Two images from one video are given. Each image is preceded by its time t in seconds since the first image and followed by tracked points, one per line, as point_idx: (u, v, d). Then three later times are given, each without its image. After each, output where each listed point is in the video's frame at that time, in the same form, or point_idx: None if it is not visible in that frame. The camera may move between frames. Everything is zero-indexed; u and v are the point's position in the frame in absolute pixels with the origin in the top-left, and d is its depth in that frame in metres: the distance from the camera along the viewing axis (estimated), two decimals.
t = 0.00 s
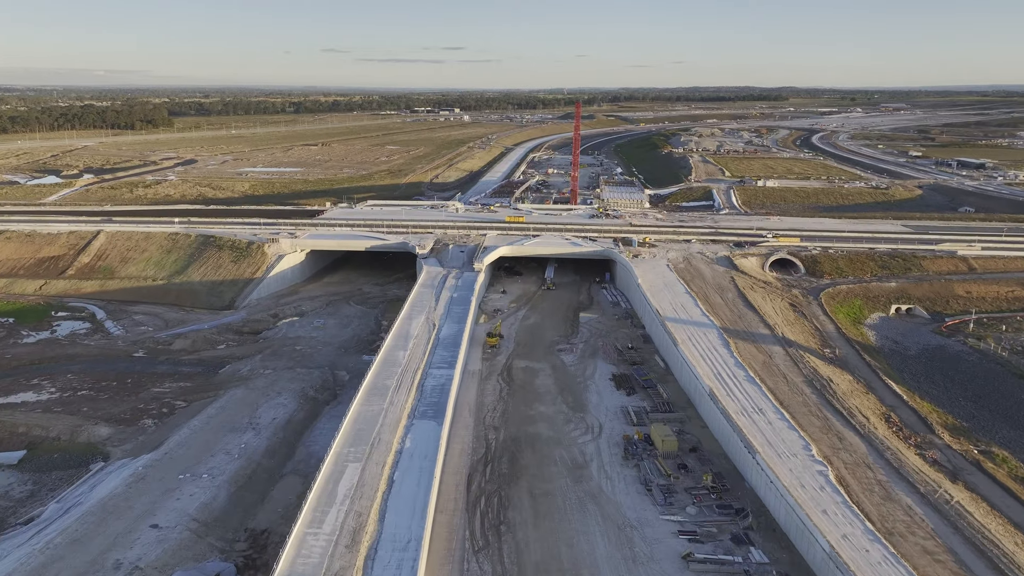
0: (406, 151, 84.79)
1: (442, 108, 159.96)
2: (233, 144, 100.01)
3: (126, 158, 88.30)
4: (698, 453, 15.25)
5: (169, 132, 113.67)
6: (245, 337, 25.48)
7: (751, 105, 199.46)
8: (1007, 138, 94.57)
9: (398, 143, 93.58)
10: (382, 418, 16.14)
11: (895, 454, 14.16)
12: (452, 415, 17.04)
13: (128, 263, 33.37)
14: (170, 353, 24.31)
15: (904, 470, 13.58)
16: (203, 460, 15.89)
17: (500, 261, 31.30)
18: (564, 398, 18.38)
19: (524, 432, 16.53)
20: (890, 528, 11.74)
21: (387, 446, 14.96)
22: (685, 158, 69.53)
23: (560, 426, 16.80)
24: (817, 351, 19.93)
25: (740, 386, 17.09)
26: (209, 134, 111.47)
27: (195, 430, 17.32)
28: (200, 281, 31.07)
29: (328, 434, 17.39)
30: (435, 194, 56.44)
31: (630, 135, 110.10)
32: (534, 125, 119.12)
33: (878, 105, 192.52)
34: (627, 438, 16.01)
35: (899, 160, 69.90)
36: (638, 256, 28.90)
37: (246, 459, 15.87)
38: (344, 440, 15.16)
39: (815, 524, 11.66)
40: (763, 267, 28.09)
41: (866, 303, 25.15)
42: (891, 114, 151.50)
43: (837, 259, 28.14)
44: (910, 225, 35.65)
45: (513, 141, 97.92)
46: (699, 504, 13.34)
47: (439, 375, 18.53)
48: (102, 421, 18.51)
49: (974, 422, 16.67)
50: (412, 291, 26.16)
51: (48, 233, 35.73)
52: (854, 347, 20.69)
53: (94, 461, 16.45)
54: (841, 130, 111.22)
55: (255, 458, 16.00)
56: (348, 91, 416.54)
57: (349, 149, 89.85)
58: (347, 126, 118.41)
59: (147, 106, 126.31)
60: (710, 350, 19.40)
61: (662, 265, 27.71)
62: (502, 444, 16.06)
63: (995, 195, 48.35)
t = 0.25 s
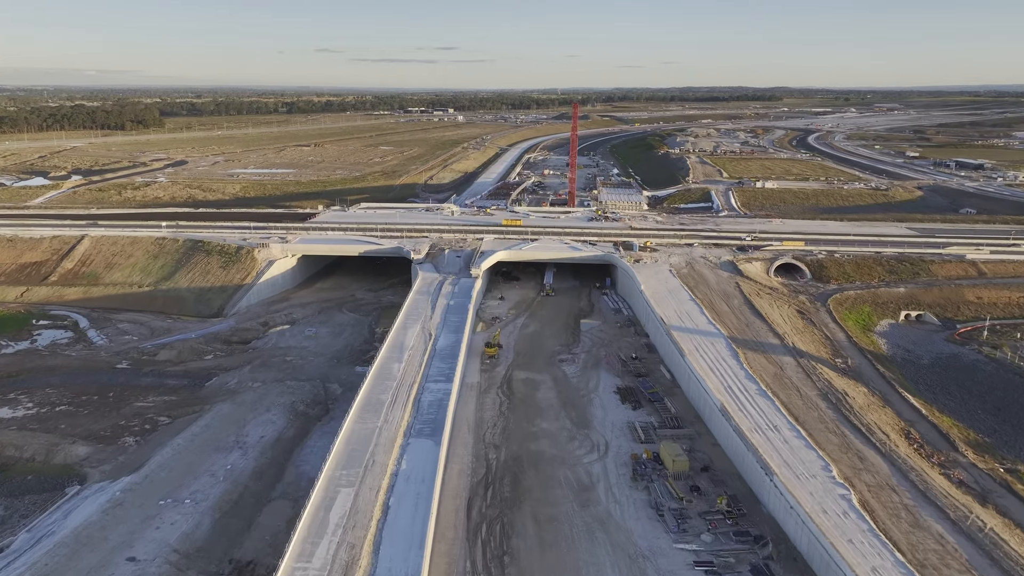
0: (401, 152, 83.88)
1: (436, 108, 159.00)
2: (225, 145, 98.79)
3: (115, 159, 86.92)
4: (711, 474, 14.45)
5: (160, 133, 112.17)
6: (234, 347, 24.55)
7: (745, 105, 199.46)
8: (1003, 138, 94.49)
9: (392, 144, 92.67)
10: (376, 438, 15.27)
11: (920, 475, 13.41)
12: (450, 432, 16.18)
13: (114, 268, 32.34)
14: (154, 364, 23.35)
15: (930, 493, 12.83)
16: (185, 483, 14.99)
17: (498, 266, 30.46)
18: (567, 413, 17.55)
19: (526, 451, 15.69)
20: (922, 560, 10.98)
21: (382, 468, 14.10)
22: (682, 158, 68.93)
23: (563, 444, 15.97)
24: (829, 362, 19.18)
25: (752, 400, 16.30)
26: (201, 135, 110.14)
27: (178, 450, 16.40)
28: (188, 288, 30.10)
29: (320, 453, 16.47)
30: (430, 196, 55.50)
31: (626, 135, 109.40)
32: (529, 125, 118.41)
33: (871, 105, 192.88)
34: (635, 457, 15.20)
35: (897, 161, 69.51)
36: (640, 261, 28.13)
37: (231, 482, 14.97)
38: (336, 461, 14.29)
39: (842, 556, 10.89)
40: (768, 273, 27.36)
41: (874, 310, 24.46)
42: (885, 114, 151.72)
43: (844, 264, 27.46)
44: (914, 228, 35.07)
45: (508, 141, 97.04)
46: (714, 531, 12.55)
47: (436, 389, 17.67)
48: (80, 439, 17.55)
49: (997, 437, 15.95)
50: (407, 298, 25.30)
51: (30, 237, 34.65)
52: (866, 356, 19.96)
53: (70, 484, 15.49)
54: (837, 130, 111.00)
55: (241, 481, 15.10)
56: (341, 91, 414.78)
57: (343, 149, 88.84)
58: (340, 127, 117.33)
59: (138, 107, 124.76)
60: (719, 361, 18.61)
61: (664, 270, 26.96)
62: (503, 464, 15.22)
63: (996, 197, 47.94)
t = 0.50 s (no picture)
0: (395, 153, 82.99)
1: (431, 108, 158.10)
2: (217, 145, 97.62)
3: (105, 160, 85.60)
4: (725, 496, 13.68)
5: (151, 133, 110.76)
6: (223, 357, 23.63)
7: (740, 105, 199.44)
8: (1000, 138, 94.35)
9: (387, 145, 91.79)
10: (371, 458, 14.44)
11: (948, 499, 12.69)
12: (449, 451, 15.37)
13: (99, 274, 31.33)
14: (139, 375, 22.40)
15: (960, 519, 12.12)
16: (168, 508, 14.12)
17: (496, 271, 29.62)
18: (572, 429, 16.76)
19: (529, 471, 14.89)
20: None
21: (377, 492, 13.28)
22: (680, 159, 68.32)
23: (568, 463, 15.18)
24: (842, 372, 18.45)
25: (765, 415, 15.56)
26: (193, 135, 108.86)
27: (161, 470, 15.50)
28: (176, 294, 29.12)
29: (311, 473, 15.61)
30: (425, 197, 54.61)
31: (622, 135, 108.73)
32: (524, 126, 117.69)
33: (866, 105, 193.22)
34: (644, 478, 14.42)
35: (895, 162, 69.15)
36: (642, 266, 27.37)
37: (216, 507, 14.09)
38: (329, 485, 13.46)
39: None
40: (774, 277, 26.67)
41: (884, 316, 23.79)
42: (880, 114, 151.92)
43: (851, 268, 26.78)
44: (919, 231, 34.51)
45: (504, 142, 96.21)
46: (733, 560, 11.79)
47: (434, 404, 16.85)
48: (58, 458, 16.62)
49: (1021, 454, 15.27)
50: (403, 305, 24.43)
51: (13, 242, 33.58)
52: (880, 366, 19.25)
53: (45, 508, 14.55)
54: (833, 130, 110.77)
55: (228, 506, 14.22)
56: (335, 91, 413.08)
57: (337, 150, 87.87)
58: (334, 127, 116.29)
59: (130, 107, 123.25)
60: (728, 373, 17.85)
61: (668, 276, 26.21)
62: (505, 485, 14.41)
63: (997, 198, 47.52)
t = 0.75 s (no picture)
0: (390, 154, 82.08)
1: (426, 109, 157.13)
2: (210, 146, 96.40)
3: (95, 161, 84.30)
4: (744, 522, 12.88)
5: (143, 134, 109.36)
6: (212, 368, 22.68)
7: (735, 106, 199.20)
8: (998, 138, 93.98)
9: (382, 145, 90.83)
10: (366, 482, 13.57)
11: (982, 526, 11.94)
12: (449, 473, 14.51)
13: (84, 281, 30.31)
14: (123, 388, 21.43)
15: (997, 550, 11.38)
16: (148, 538, 13.22)
17: (494, 277, 28.76)
18: (578, 446, 15.93)
19: (534, 494, 14.06)
20: None
21: (373, 521, 12.42)
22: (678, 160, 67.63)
23: (576, 485, 14.35)
24: (859, 385, 17.68)
25: (782, 433, 14.78)
26: (185, 136, 107.61)
27: (142, 495, 14.60)
28: (164, 301, 28.15)
29: (303, 497, 14.71)
30: (421, 199, 53.70)
31: (619, 136, 107.97)
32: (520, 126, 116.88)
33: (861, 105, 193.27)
34: (656, 501, 13.61)
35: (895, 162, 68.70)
36: (646, 271, 26.56)
37: (200, 537, 13.18)
38: (321, 513, 12.59)
39: None
40: (781, 283, 25.91)
41: (896, 323, 23.07)
42: (875, 114, 151.94)
43: (860, 273, 26.06)
44: (926, 234, 33.87)
45: (500, 142, 95.31)
46: None
47: (433, 422, 16.00)
48: (33, 481, 15.66)
49: None
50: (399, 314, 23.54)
51: None
52: (897, 378, 18.49)
53: (18, 538, 13.61)
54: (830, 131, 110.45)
55: (213, 535, 13.31)
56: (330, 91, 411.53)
57: (331, 151, 86.87)
58: (328, 127, 115.24)
59: (122, 107, 121.76)
60: (741, 386, 17.04)
61: (673, 281, 25.41)
62: (509, 511, 13.58)
63: (1001, 199, 47.03)
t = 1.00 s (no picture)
0: (385, 154, 81.25)
1: (421, 108, 156.34)
2: (203, 146, 95.28)
3: (86, 162, 83.12)
4: (763, 550, 12.11)
5: (136, 134, 108.12)
6: (200, 380, 21.80)
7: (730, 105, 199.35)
8: (996, 138, 93.77)
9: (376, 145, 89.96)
10: (361, 508, 12.73)
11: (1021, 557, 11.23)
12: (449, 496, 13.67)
13: (69, 287, 29.36)
14: (107, 401, 20.52)
15: None
16: (128, 570, 12.41)
17: (493, 282, 27.92)
18: (584, 466, 15.12)
19: (539, 519, 13.27)
20: None
21: (369, 551, 11.61)
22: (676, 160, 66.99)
23: (584, 509, 13.57)
24: (876, 398, 16.93)
25: (800, 451, 14.01)
26: (178, 136, 106.47)
27: (122, 521, 13.74)
28: (151, 308, 27.22)
29: (294, 522, 13.87)
30: (417, 201, 52.87)
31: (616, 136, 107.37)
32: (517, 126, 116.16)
33: (856, 105, 193.48)
34: (670, 526, 12.83)
35: (894, 163, 68.26)
36: (649, 277, 25.81)
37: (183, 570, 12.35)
38: (314, 543, 11.76)
39: None
40: (789, 288, 25.20)
41: (908, 330, 22.38)
42: (872, 114, 151.84)
43: (869, 278, 25.36)
44: (932, 237, 33.27)
45: (496, 143, 94.48)
46: None
47: (432, 440, 15.17)
48: (7, 505, 14.78)
49: None
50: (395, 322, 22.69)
51: None
52: (915, 390, 17.77)
53: None
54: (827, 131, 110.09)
55: (197, 567, 12.50)
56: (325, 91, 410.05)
57: (325, 151, 85.96)
58: (323, 128, 114.26)
59: (115, 107, 120.51)
60: (755, 400, 16.25)
61: (678, 287, 24.65)
62: (514, 537, 12.78)
63: (1003, 201, 46.53)
